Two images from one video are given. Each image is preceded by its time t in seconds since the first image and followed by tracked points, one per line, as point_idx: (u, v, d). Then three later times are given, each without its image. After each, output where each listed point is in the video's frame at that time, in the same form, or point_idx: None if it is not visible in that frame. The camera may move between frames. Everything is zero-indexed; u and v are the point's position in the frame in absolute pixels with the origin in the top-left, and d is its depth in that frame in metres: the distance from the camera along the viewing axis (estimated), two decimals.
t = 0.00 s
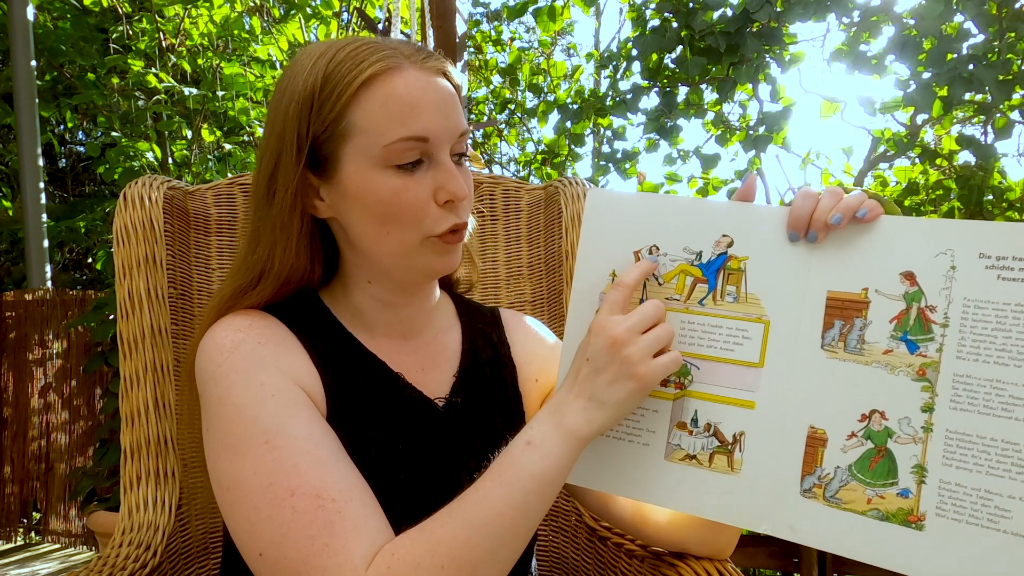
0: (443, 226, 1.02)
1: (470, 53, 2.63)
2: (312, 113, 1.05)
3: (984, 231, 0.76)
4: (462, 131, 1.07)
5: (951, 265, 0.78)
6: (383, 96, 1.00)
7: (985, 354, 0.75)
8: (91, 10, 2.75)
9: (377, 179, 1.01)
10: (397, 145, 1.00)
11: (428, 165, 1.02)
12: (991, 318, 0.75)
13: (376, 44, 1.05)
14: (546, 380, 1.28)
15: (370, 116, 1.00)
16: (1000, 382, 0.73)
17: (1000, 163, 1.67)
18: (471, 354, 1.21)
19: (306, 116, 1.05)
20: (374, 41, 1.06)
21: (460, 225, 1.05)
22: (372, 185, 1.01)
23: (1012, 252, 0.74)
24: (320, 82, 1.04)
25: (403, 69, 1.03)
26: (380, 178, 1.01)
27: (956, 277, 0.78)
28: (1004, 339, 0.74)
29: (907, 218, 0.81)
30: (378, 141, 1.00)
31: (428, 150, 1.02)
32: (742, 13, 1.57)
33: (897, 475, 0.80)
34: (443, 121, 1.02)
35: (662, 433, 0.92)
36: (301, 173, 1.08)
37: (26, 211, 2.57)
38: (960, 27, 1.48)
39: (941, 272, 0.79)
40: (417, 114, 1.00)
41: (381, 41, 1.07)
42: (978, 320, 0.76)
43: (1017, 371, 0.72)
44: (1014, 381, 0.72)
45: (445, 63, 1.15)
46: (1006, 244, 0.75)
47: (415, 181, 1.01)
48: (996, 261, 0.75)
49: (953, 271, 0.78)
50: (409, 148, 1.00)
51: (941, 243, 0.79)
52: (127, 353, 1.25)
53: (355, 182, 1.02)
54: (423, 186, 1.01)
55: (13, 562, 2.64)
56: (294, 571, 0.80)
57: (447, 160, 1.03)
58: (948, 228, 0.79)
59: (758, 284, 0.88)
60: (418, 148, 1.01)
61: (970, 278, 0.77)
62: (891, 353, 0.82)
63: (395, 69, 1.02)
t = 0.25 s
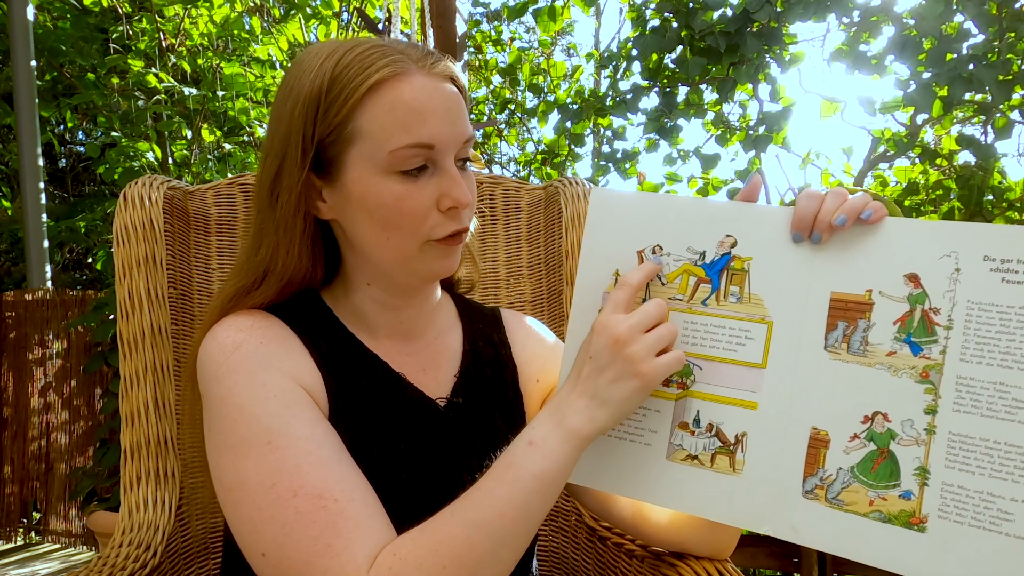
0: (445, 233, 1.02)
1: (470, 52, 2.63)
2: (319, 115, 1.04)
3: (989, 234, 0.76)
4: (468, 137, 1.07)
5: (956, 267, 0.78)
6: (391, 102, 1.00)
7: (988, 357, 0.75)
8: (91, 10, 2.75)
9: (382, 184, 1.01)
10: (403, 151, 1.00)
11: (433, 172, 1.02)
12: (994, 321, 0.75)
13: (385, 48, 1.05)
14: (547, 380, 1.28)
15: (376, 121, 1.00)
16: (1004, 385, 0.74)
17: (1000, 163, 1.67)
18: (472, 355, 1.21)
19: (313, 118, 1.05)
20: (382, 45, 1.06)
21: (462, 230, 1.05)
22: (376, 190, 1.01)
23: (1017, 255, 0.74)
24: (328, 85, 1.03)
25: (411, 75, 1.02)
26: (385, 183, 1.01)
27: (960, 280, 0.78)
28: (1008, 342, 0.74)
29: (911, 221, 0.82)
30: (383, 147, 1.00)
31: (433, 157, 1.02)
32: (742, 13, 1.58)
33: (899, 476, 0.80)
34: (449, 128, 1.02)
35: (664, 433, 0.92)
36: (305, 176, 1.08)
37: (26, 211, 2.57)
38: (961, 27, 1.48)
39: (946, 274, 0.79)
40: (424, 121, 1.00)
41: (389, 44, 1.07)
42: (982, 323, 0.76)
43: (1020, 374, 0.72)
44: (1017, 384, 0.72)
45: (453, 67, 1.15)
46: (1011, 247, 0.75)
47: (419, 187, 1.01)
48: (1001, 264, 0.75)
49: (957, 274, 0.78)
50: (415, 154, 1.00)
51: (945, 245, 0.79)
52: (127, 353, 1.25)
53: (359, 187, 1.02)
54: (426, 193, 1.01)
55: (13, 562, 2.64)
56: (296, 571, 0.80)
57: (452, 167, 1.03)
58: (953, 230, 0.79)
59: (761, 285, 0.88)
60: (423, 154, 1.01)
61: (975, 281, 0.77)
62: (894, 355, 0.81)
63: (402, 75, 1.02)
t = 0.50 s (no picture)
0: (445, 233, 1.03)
1: (470, 52, 2.63)
2: (320, 115, 1.04)
3: (991, 236, 0.77)
4: (468, 137, 1.07)
5: (958, 269, 0.78)
6: (391, 102, 1.00)
7: (991, 359, 0.75)
8: (91, 10, 2.75)
9: (382, 184, 1.01)
10: (403, 151, 1.00)
11: (433, 172, 1.02)
12: (996, 323, 0.76)
13: (385, 47, 1.05)
14: (547, 380, 1.27)
15: (377, 121, 1.00)
16: (1006, 387, 0.74)
17: (1000, 163, 1.67)
18: (473, 354, 1.21)
19: (314, 118, 1.05)
20: (383, 44, 1.06)
21: (462, 231, 1.05)
22: (376, 190, 1.01)
23: (1019, 257, 0.74)
24: (329, 85, 1.03)
25: (411, 75, 1.02)
26: (385, 183, 1.01)
27: (963, 281, 0.78)
28: (1010, 344, 0.74)
29: (914, 222, 0.82)
30: (383, 147, 1.00)
31: (434, 157, 1.02)
32: (742, 13, 1.58)
33: (901, 477, 0.80)
34: (450, 128, 1.02)
35: (665, 433, 0.92)
36: (306, 176, 1.08)
37: (26, 211, 2.57)
38: (960, 27, 1.48)
39: (948, 276, 0.79)
40: (425, 121, 1.00)
41: (390, 44, 1.07)
42: (984, 325, 0.76)
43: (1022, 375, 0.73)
44: (1019, 386, 0.73)
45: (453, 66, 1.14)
46: (1013, 249, 0.75)
47: (419, 187, 1.01)
48: (1003, 265, 0.75)
49: (960, 276, 0.78)
50: (415, 154, 1.00)
51: (947, 247, 0.79)
52: (127, 353, 1.25)
53: (359, 187, 1.02)
54: (427, 193, 1.01)
55: (13, 562, 2.64)
56: (297, 571, 0.81)
57: (452, 167, 1.03)
58: (955, 232, 0.79)
59: (763, 285, 0.88)
60: (423, 154, 1.01)
61: (977, 282, 0.77)
62: (896, 356, 0.81)
63: (403, 75, 1.02)
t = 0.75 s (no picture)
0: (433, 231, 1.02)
1: (470, 52, 2.63)
2: (311, 113, 1.05)
3: (989, 233, 0.76)
4: (461, 136, 1.06)
5: (956, 266, 0.78)
6: (378, 99, 1.00)
7: (990, 355, 0.75)
8: (91, 10, 2.75)
9: (369, 181, 1.01)
10: (389, 149, 1.00)
11: (422, 170, 1.02)
12: (995, 319, 0.76)
13: (377, 46, 1.05)
14: (547, 380, 1.27)
15: (364, 119, 1.00)
16: (1006, 383, 0.74)
17: (1000, 163, 1.67)
18: (473, 355, 1.21)
19: (306, 117, 1.05)
20: (375, 43, 1.06)
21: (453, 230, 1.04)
22: (364, 188, 1.01)
23: (1017, 254, 0.74)
24: (320, 83, 1.04)
25: (401, 73, 1.02)
26: (372, 181, 1.01)
27: (961, 279, 0.78)
28: (1010, 340, 0.74)
29: (911, 220, 0.82)
30: (371, 145, 1.00)
31: (422, 155, 1.01)
32: (742, 13, 1.58)
33: (902, 475, 0.80)
34: (439, 127, 1.02)
35: (666, 433, 0.92)
36: (300, 174, 1.08)
37: (26, 211, 2.57)
38: (961, 27, 1.48)
39: (946, 274, 0.79)
40: (411, 119, 1.00)
41: (383, 43, 1.07)
42: (984, 322, 0.76)
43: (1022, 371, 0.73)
44: (1019, 381, 0.73)
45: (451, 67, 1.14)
46: (1011, 246, 0.75)
47: (407, 185, 1.00)
48: (1001, 263, 0.75)
49: (958, 273, 0.78)
50: (403, 153, 1.00)
51: (945, 244, 0.79)
52: (127, 353, 1.25)
53: (348, 185, 1.02)
54: (415, 191, 1.00)
55: (13, 562, 2.64)
56: (298, 572, 0.80)
57: (442, 166, 1.02)
58: (952, 229, 0.79)
59: (763, 285, 0.88)
60: (410, 152, 1.01)
61: (975, 279, 0.77)
62: (896, 354, 0.81)
63: (392, 73, 1.02)
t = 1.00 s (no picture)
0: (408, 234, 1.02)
1: (470, 53, 2.63)
2: (291, 116, 1.05)
3: (986, 231, 0.77)
4: (438, 139, 1.04)
5: (954, 265, 0.78)
6: (350, 103, 0.99)
7: (989, 353, 0.76)
8: (91, 10, 2.75)
9: (344, 184, 1.01)
10: (361, 153, 1.00)
11: (398, 173, 1.01)
12: (993, 318, 0.76)
13: (355, 48, 1.04)
14: (546, 380, 1.28)
15: (338, 123, 1.00)
16: (1005, 381, 0.74)
17: (1000, 163, 1.67)
18: (472, 354, 1.21)
19: (287, 119, 1.06)
20: (355, 44, 1.04)
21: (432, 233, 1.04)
22: (340, 191, 1.02)
23: (1015, 252, 0.75)
24: (299, 86, 1.04)
25: (374, 76, 1.01)
26: (347, 184, 1.01)
27: (960, 278, 0.78)
28: (1008, 338, 0.74)
29: (909, 220, 0.82)
30: (344, 149, 1.00)
31: (396, 158, 1.01)
32: (742, 13, 1.57)
33: (903, 473, 0.80)
34: (413, 130, 1.00)
35: (666, 434, 0.92)
36: (286, 176, 1.09)
37: (26, 211, 2.57)
38: (961, 27, 1.48)
39: (945, 272, 0.79)
40: (382, 123, 0.99)
41: (363, 43, 1.06)
42: (983, 320, 0.77)
43: (1020, 369, 0.73)
44: (1018, 379, 0.73)
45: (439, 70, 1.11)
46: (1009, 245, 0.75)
47: (381, 189, 1.01)
48: (999, 261, 0.75)
49: (957, 272, 0.78)
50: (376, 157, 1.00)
51: (944, 243, 0.79)
52: (127, 353, 1.25)
53: (327, 187, 1.04)
54: (388, 195, 1.00)
55: (13, 562, 2.64)
56: (294, 570, 0.80)
57: (417, 168, 1.02)
58: (950, 229, 0.79)
59: (762, 285, 0.88)
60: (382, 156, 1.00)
61: (974, 278, 0.77)
62: (896, 352, 0.81)
63: (364, 76, 1.00)
